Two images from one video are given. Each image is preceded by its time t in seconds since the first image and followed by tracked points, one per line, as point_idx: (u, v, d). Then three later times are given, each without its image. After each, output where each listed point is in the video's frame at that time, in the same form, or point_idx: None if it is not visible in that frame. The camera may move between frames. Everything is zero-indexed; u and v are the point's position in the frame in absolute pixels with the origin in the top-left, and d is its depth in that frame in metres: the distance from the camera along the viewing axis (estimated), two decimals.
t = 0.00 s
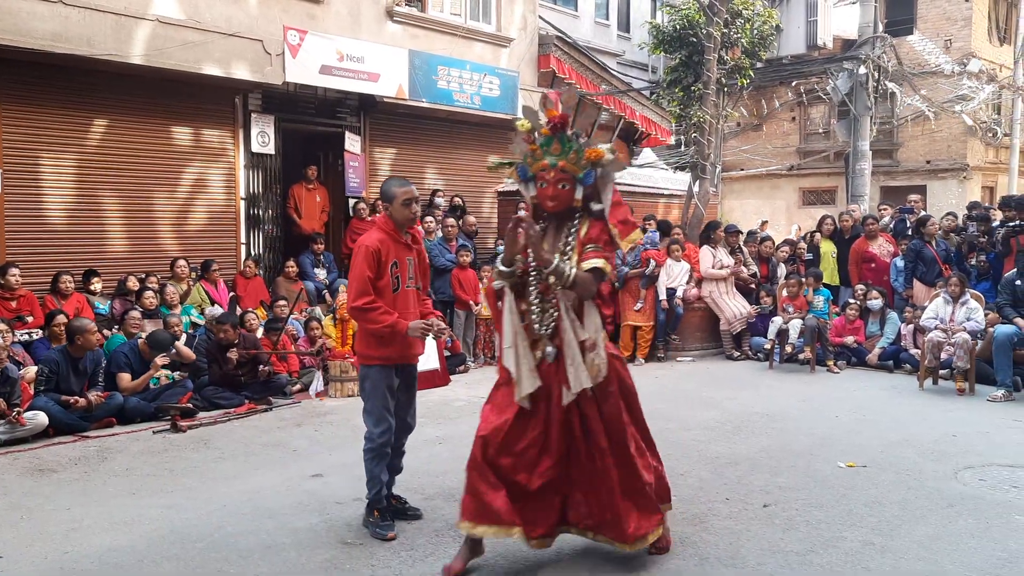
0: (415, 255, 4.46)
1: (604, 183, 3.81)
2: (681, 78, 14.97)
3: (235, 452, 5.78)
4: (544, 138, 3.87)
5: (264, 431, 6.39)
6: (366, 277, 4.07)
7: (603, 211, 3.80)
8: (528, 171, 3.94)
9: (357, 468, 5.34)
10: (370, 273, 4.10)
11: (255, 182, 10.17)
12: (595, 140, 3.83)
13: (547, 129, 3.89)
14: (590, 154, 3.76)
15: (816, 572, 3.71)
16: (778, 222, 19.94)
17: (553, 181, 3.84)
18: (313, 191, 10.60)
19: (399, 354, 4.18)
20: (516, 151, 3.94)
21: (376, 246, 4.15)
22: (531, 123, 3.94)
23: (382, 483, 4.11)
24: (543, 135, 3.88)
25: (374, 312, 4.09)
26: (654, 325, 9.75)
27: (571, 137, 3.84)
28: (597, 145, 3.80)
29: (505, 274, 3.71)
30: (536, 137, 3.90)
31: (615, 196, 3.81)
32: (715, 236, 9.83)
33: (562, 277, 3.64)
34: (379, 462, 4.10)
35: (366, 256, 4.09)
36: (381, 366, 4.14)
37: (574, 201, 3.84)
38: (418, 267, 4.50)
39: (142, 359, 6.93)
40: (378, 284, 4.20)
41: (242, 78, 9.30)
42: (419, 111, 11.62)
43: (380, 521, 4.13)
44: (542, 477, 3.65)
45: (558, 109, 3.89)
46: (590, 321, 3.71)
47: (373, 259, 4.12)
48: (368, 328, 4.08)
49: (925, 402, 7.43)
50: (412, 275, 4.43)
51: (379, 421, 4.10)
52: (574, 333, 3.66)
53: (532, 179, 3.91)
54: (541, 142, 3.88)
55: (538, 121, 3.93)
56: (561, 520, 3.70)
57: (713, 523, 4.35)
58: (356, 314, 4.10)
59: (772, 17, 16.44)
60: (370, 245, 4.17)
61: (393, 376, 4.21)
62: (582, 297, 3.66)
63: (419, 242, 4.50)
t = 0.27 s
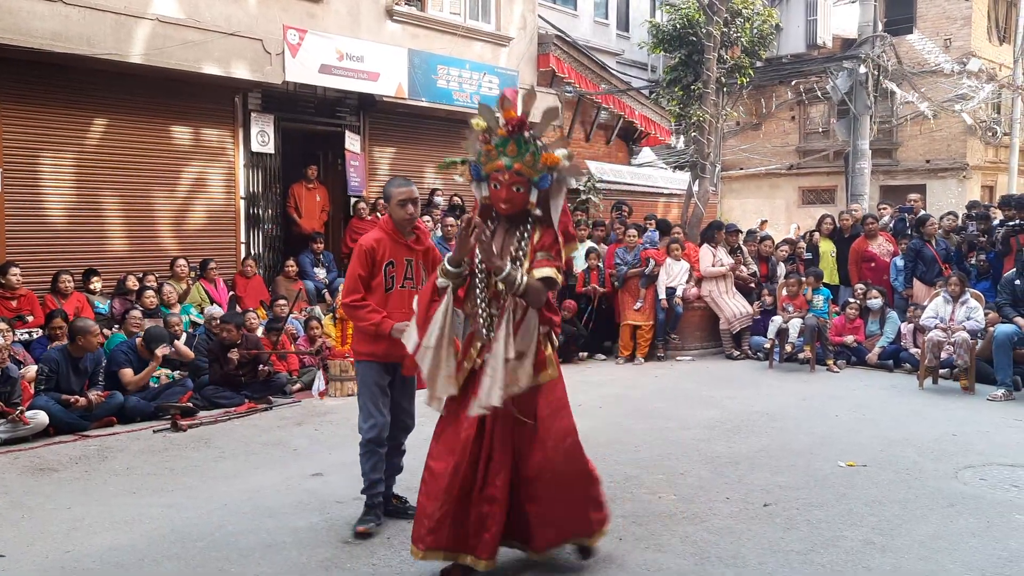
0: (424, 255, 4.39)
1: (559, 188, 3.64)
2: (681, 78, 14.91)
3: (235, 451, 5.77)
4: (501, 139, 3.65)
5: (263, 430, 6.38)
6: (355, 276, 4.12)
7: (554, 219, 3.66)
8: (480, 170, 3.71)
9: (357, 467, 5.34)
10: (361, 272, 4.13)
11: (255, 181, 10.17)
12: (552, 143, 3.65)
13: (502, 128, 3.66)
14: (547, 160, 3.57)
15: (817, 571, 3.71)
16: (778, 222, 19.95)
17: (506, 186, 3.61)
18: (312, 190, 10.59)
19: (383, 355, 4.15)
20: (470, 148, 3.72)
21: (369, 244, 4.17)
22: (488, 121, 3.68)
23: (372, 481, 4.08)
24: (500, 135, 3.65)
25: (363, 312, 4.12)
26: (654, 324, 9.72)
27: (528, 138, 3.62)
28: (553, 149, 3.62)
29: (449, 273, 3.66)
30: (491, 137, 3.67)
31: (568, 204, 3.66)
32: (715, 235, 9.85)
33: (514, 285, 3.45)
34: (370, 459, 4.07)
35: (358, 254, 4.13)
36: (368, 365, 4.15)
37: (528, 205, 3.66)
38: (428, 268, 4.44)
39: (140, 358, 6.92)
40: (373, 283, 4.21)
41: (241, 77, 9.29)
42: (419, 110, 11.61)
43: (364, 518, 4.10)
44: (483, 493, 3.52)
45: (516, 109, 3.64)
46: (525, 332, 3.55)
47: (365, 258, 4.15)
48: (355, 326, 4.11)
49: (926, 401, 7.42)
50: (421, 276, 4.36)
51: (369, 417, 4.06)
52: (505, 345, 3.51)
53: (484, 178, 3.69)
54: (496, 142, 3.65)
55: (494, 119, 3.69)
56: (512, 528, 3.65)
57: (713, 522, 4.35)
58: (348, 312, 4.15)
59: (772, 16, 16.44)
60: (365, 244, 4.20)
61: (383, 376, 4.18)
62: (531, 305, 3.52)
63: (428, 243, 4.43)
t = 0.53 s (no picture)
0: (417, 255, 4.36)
1: (542, 190, 3.55)
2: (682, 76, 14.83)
3: (236, 450, 5.78)
4: (476, 147, 3.53)
5: (263, 429, 6.38)
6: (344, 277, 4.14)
7: (541, 224, 3.56)
8: (461, 182, 3.61)
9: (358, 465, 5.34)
10: (351, 273, 4.15)
11: (255, 180, 10.16)
12: (532, 146, 3.54)
13: (476, 137, 3.54)
14: (526, 163, 3.47)
15: (819, 570, 3.72)
16: (778, 220, 19.94)
17: (488, 197, 3.51)
18: (313, 189, 10.60)
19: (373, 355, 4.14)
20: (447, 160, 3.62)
21: (361, 244, 4.17)
22: (461, 131, 3.61)
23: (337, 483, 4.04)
24: (474, 144, 3.54)
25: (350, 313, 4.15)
26: (654, 323, 9.71)
27: (505, 143, 3.51)
28: (532, 150, 3.51)
29: (443, 275, 3.68)
30: (468, 146, 3.57)
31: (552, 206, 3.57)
32: (715, 234, 9.87)
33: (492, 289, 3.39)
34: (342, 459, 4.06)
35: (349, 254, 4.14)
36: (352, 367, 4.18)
37: (514, 212, 3.56)
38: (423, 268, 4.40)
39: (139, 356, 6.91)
40: (364, 283, 4.22)
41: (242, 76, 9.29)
42: (419, 109, 11.61)
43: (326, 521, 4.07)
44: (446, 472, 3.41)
45: (488, 116, 3.52)
46: (502, 342, 3.46)
47: (355, 259, 4.16)
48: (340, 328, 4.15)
49: (926, 400, 7.43)
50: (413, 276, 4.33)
51: (347, 415, 4.07)
52: (467, 349, 3.50)
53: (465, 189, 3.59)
54: (473, 152, 3.54)
55: (467, 128, 3.58)
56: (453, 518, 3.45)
57: (714, 521, 4.35)
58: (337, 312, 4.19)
59: (772, 15, 16.43)
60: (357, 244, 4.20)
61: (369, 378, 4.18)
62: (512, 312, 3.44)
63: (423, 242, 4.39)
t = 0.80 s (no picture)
0: (399, 257, 4.23)
1: (542, 171, 3.38)
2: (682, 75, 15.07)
3: (237, 448, 5.78)
4: (468, 135, 3.45)
5: (264, 428, 6.38)
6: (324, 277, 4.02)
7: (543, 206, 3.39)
8: (458, 173, 3.52)
9: (359, 464, 5.34)
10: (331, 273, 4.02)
11: (255, 179, 10.16)
12: (524, 126, 3.37)
13: (467, 124, 3.46)
14: (519, 142, 3.32)
15: (819, 568, 3.72)
16: (778, 219, 19.94)
17: (485, 185, 3.40)
18: (314, 188, 10.60)
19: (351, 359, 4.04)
20: (443, 152, 3.54)
21: (341, 244, 4.06)
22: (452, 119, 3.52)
23: (327, 490, 3.96)
24: (466, 131, 3.46)
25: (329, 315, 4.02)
26: (655, 322, 9.70)
27: (496, 126, 3.40)
28: (526, 129, 3.35)
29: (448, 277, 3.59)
30: (459, 135, 3.49)
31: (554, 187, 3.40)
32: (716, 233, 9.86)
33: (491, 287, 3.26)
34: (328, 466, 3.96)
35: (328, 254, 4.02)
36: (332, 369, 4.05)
37: (516, 198, 3.41)
38: (405, 270, 4.27)
39: (139, 354, 6.87)
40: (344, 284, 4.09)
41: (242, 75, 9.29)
42: (420, 108, 11.60)
43: (315, 530, 3.97)
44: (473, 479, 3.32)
45: (477, 100, 3.44)
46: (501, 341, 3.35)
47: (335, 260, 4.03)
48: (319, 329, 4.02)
49: (926, 399, 7.43)
50: (395, 277, 4.20)
51: (330, 421, 3.97)
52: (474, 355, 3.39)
53: (464, 180, 3.50)
54: (465, 140, 3.46)
55: (458, 117, 3.50)
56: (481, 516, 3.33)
57: (715, 519, 4.35)
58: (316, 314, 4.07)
59: (773, 13, 16.42)
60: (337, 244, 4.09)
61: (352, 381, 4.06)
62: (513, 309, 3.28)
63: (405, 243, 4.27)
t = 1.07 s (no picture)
0: (376, 255, 4.20)
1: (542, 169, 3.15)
2: (683, 73, 15.23)
3: (237, 446, 5.78)
4: (462, 149, 3.26)
5: (264, 426, 6.38)
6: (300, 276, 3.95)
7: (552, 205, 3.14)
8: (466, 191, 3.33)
9: (359, 462, 5.34)
10: (306, 273, 3.96)
11: (256, 177, 10.15)
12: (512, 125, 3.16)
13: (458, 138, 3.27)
14: (508, 143, 3.09)
15: (821, 567, 3.72)
16: (779, 218, 19.93)
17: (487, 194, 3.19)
18: (315, 186, 10.59)
19: (327, 358, 3.99)
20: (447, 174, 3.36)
21: (317, 243, 4.01)
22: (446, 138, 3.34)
23: (321, 489, 3.93)
24: (458, 146, 3.26)
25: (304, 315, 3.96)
26: (655, 320, 9.69)
27: (486, 133, 3.20)
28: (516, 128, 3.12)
29: (462, 292, 3.23)
30: (454, 152, 3.29)
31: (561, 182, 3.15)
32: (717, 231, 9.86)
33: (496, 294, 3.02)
34: (316, 467, 3.93)
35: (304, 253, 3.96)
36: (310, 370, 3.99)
37: (522, 202, 3.17)
38: (382, 268, 4.24)
39: (140, 352, 6.87)
40: (320, 284, 4.03)
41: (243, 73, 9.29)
42: (421, 106, 11.60)
43: (315, 528, 3.96)
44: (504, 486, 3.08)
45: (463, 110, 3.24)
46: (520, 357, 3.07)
47: (310, 259, 3.97)
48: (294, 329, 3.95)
49: (928, 397, 7.41)
50: (372, 276, 4.17)
51: (314, 424, 3.92)
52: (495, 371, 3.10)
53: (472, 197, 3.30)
54: (460, 155, 3.27)
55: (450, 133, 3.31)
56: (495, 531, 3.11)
57: (715, 518, 4.35)
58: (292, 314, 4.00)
59: (774, 11, 16.37)
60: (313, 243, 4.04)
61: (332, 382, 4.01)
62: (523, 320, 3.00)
63: (382, 241, 4.24)
